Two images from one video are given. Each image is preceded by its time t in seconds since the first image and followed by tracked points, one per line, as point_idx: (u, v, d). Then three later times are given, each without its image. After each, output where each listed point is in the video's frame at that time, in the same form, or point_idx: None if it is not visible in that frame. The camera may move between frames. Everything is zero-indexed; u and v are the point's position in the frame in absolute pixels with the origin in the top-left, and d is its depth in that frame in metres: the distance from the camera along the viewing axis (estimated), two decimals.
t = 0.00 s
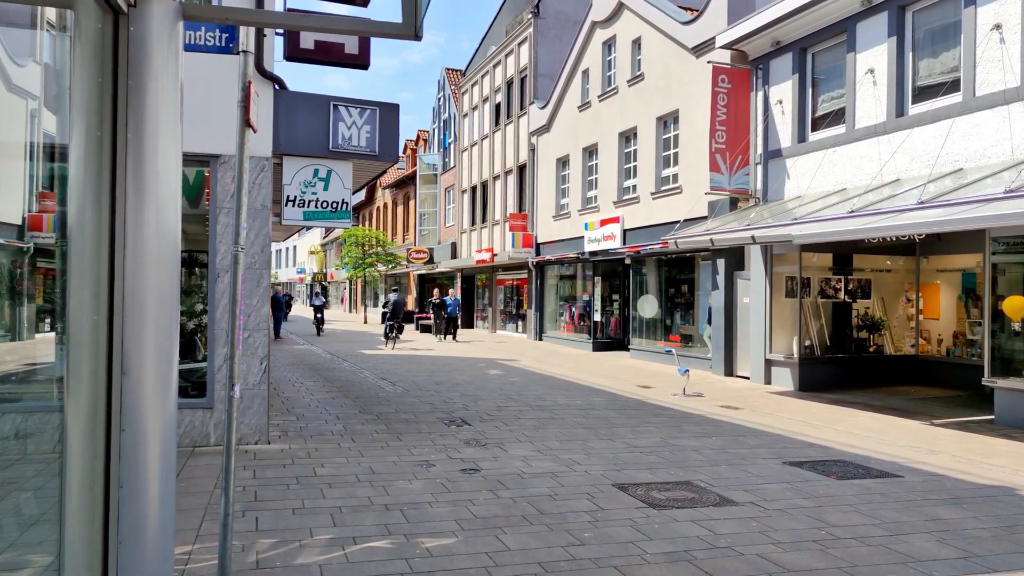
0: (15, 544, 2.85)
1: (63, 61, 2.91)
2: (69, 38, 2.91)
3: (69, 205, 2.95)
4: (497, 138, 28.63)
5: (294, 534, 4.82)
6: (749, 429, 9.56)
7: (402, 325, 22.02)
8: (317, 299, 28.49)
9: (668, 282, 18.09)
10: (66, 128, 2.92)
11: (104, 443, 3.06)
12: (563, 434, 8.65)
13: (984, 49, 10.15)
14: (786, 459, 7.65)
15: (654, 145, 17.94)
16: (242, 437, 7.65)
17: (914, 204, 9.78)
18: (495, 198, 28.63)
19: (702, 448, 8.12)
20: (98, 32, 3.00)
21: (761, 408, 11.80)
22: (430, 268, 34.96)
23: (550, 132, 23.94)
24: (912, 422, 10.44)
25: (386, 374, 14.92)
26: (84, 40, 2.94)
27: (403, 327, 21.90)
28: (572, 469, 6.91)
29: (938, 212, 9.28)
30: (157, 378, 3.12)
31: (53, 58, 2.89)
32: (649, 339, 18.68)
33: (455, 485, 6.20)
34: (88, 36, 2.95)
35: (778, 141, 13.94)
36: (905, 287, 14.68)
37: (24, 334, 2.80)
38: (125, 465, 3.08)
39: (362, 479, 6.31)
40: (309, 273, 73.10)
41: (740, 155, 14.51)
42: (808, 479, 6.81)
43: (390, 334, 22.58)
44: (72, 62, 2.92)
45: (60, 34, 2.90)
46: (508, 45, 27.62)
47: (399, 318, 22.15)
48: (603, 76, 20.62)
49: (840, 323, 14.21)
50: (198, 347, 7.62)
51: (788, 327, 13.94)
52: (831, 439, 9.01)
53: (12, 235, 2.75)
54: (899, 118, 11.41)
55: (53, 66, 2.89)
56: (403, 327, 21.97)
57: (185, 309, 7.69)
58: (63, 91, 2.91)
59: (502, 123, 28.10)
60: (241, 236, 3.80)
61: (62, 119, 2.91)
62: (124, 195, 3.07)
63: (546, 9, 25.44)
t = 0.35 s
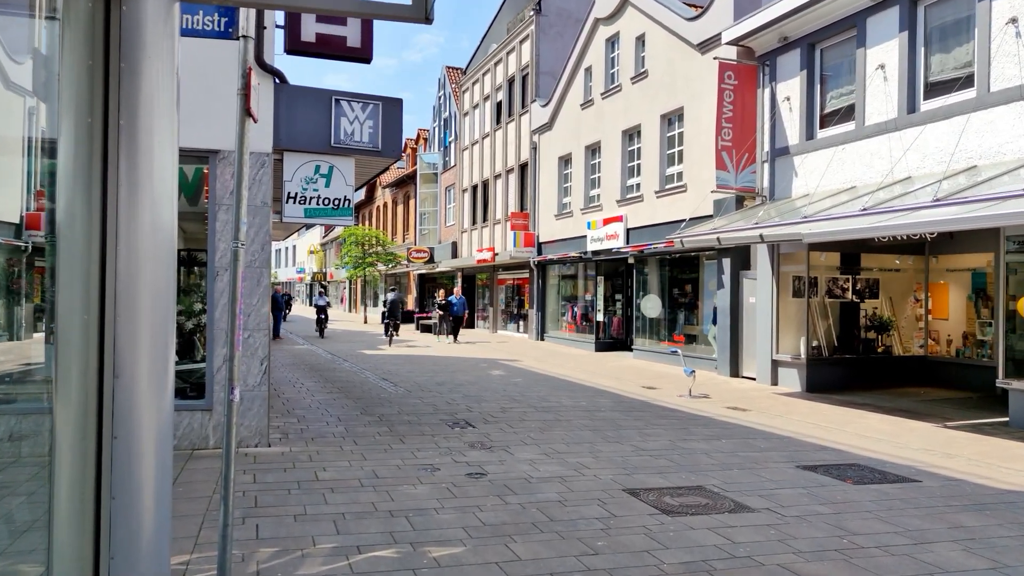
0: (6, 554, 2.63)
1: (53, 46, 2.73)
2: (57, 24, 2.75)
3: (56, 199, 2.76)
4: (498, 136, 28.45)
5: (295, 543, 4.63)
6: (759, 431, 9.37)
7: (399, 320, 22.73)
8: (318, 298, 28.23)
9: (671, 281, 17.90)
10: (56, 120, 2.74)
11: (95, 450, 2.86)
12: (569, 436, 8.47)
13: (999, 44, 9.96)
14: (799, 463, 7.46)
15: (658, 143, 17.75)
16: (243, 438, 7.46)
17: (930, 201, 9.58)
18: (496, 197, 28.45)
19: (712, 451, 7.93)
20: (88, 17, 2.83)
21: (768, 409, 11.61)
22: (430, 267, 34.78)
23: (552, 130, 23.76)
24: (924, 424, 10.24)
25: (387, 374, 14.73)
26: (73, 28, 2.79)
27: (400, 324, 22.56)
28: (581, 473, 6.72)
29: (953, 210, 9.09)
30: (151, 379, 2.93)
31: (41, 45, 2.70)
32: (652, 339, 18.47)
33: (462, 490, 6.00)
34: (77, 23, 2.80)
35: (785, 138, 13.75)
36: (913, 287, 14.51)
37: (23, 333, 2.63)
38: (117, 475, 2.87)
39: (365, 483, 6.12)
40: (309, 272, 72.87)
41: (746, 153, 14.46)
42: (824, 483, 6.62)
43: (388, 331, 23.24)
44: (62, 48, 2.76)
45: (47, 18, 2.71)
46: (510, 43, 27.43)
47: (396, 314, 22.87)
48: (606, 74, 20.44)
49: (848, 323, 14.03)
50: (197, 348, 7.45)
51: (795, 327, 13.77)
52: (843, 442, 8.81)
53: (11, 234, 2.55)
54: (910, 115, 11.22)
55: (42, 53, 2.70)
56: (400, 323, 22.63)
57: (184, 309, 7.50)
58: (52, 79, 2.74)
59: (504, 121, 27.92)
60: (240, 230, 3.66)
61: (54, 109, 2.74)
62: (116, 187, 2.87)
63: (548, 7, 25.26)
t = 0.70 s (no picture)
0: None
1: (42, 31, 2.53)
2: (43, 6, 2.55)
3: (45, 194, 2.56)
4: (502, 135, 28.24)
5: (295, 554, 4.42)
6: (771, 434, 9.14)
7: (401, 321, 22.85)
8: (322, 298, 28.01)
9: (677, 281, 17.67)
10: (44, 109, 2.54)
11: (79, 463, 2.66)
12: (578, 440, 8.25)
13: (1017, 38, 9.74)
14: (816, 468, 7.23)
15: (665, 141, 17.52)
16: (242, 441, 7.27)
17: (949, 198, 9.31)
18: (499, 197, 28.24)
19: (726, 455, 7.71)
20: None
21: (779, 411, 11.39)
22: (433, 267, 34.59)
23: (556, 129, 23.55)
24: (940, 426, 10.01)
25: (389, 375, 14.53)
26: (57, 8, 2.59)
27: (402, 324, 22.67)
28: (591, 478, 6.51)
29: (972, 207, 8.84)
30: (143, 386, 2.73)
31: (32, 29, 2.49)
32: (658, 339, 18.23)
33: (469, 497, 5.79)
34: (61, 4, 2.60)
35: (795, 136, 13.51)
36: (926, 287, 14.27)
37: (22, 337, 2.47)
38: (104, 490, 2.66)
39: (369, 490, 5.91)
40: (311, 272, 72.70)
41: (755, 150, 14.15)
42: (843, 489, 6.39)
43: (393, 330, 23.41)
44: (50, 31, 2.56)
45: None
46: (514, 41, 27.23)
47: (399, 314, 22.99)
48: (612, 72, 20.22)
49: (858, 324, 13.79)
50: (196, 349, 7.26)
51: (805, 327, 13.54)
52: (859, 445, 8.58)
53: (10, 233, 2.40)
54: (924, 111, 10.99)
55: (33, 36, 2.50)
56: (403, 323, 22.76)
57: (183, 309, 7.28)
58: (39, 64, 2.52)
59: (507, 120, 27.72)
60: (238, 226, 3.47)
61: (44, 98, 2.55)
62: (103, 178, 2.67)
63: (552, 4, 25.06)
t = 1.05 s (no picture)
0: None
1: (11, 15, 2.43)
2: None
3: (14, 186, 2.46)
4: (506, 134, 28.05)
5: (294, 566, 4.23)
6: (784, 438, 8.92)
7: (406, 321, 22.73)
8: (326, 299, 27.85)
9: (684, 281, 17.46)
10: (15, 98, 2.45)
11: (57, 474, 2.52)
12: (585, 444, 8.04)
13: None
14: (832, 474, 7.01)
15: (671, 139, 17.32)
16: (241, 445, 7.07)
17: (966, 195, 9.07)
18: (504, 196, 28.04)
19: (738, 460, 7.50)
20: None
21: (790, 414, 11.17)
22: (437, 267, 34.42)
23: (561, 128, 23.36)
24: (956, 430, 9.78)
25: (394, 377, 14.33)
26: None
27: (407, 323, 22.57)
28: (601, 485, 6.30)
29: (990, 205, 8.62)
30: (125, 392, 2.59)
31: None
32: (665, 340, 18.02)
33: (475, 505, 5.59)
34: None
35: (805, 133, 13.31)
36: (937, 287, 14.04)
37: None
38: (84, 500, 2.53)
39: (372, 498, 5.71)
40: (314, 272, 72.51)
41: (764, 148, 13.88)
42: (862, 497, 6.17)
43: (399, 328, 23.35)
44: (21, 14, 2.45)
45: None
46: (518, 39, 27.04)
47: (403, 313, 22.85)
48: (617, 69, 20.01)
49: (869, 325, 13.57)
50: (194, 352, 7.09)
51: (815, 328, 13.32)
52: (874, 450, 8.36)
53: None
54: (939, 107, 10.76)
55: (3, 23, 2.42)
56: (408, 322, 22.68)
57: (183, 310, 7.11)
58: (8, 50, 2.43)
59: (511, 118, 27.53)
60: (233, 221, 3.31)
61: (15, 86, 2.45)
62: (81, 169, 2.53)
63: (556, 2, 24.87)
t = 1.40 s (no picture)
0: None
1: None
2: None
3: None
4: (511, 133, 27.86)
5: None
6: (798, 441, 8.71)
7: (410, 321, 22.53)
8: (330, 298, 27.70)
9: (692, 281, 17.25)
10: None
11: (40, 489, 2.34)
12: (596, 448, 7.84)
13: None
14: (852, 479, 6.80)
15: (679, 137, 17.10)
16: (243, 449, 6.88)
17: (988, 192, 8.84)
18: (509, 195, 27.84)
19: (753, 465, 7.30)
20: None
21: (803, 416, 10.95)
22: (442, 267, 34.26)
23: (567, 126, 23.15)
24: (974, 433, 9.55)
25: (399, 378, 14.14)
26: None
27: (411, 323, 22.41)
28: (613, 491, 6.10)
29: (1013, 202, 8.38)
30: (116, 405, 2.41)
31: None
32: (673, 340, 17.81)
33: (485, 512, 5.39)
34: None
35: (817, 130, 13.08)
36: (952, 286, 13.81)
37: None
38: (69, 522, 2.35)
39: (378, 504, 5.52)
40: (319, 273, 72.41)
41: (775, 145, 13.74)
42: (885, 504, 5.96)
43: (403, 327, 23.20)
44: None
45: None
46: (523, 37, 26.83)
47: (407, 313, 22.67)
48: (624, 67, 19.79)
49: (882, 325, 13.34)
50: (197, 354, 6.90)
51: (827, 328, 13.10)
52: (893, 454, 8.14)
53: None
54: (957, 102, 10.53)
55: None
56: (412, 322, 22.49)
57: (186, 310, 6.96)
58: None
59: (516, 117, 27.33)
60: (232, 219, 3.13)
61: None
62: (68, 167, 2.36)
63: None
